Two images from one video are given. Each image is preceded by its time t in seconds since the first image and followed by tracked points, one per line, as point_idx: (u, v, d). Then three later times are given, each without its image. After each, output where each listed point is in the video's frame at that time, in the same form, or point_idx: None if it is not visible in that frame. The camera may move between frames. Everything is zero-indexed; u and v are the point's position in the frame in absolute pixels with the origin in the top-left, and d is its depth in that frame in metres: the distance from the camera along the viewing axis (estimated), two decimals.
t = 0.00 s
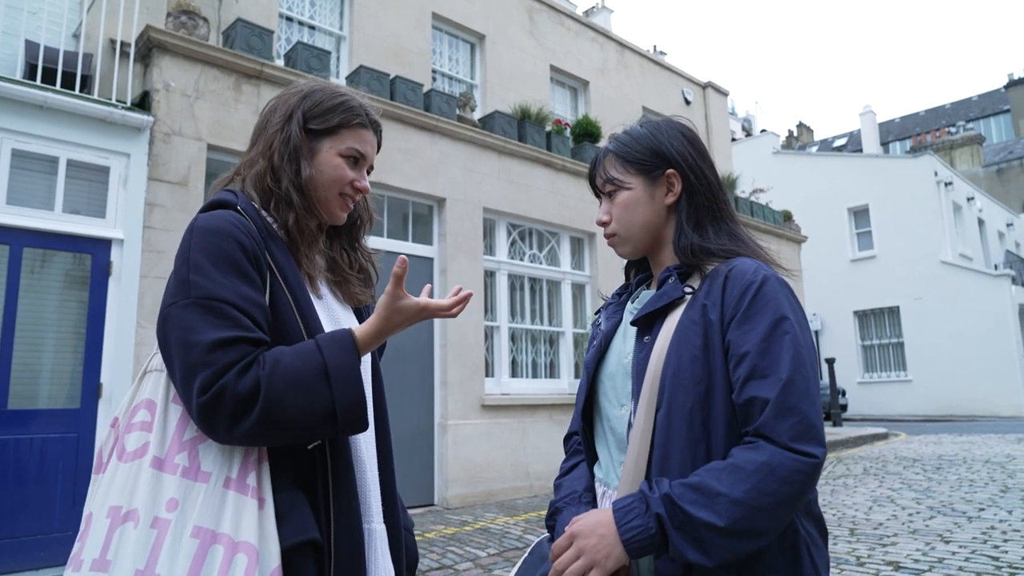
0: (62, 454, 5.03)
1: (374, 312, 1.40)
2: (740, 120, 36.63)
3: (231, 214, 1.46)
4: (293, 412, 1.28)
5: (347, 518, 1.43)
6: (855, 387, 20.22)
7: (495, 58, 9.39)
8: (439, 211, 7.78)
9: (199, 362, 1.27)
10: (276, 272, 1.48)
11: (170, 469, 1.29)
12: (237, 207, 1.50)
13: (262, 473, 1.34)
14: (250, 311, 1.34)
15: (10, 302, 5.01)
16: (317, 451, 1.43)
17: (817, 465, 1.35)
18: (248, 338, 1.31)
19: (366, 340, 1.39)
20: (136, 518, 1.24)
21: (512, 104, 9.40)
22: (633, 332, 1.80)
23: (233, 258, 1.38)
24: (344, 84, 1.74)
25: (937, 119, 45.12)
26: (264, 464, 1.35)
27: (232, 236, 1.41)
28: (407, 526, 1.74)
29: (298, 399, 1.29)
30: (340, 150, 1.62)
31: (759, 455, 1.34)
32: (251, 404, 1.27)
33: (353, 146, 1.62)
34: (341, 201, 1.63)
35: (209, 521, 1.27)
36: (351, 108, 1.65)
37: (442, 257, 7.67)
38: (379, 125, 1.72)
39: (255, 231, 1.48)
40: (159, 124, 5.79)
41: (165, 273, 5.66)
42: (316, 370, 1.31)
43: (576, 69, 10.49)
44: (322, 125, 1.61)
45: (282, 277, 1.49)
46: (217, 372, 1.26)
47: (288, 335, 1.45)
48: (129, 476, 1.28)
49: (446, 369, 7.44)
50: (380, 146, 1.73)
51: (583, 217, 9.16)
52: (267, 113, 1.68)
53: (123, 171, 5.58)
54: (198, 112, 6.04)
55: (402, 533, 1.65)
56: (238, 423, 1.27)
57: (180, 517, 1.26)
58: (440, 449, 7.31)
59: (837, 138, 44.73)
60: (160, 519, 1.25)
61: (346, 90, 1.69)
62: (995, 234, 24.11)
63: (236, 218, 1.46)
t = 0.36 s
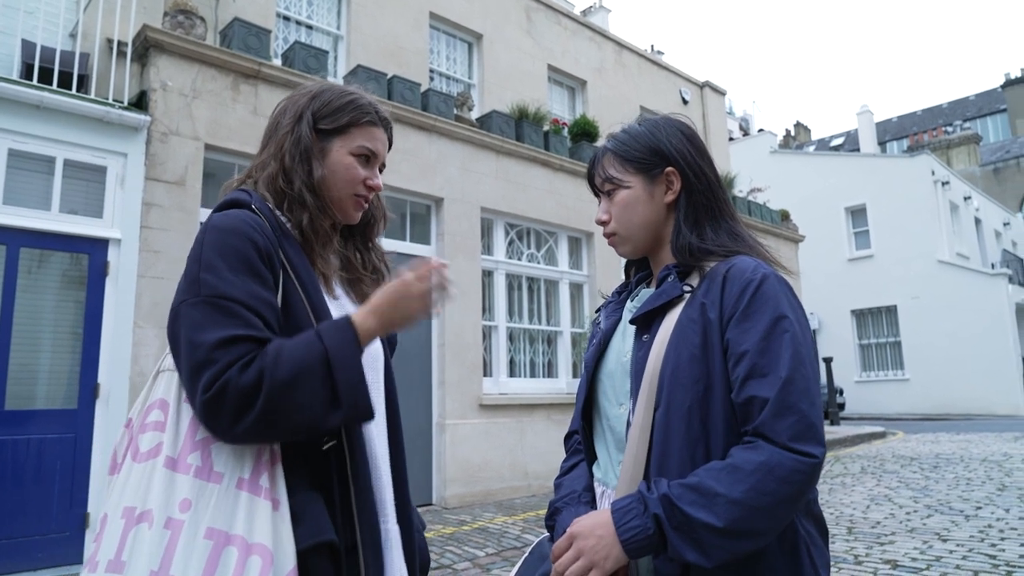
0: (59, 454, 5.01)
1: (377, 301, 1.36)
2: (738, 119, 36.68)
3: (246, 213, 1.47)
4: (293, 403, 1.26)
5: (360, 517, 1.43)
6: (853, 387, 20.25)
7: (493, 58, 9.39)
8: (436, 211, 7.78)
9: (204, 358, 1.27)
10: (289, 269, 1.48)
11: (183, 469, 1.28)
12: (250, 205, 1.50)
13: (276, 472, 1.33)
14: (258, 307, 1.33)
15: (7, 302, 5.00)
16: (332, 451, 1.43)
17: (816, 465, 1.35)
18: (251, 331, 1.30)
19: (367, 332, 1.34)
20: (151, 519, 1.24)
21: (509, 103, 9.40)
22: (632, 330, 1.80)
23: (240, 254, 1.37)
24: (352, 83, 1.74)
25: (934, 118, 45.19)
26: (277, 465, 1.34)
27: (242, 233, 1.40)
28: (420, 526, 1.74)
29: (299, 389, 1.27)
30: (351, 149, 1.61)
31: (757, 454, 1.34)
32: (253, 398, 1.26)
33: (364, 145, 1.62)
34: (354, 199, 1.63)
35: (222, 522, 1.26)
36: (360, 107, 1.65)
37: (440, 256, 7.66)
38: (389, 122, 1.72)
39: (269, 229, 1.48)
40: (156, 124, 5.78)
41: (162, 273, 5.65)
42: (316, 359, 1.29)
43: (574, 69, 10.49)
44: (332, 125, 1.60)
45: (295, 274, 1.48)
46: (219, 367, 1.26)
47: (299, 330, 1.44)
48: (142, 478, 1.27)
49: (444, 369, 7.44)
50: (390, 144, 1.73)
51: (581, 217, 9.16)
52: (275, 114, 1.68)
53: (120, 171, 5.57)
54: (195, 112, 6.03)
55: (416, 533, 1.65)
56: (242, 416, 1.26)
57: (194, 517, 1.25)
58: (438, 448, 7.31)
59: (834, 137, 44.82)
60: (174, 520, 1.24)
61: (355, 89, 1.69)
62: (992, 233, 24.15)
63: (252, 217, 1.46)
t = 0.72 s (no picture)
0: (60, 455, 5.01)
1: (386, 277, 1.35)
2: (738, 119, 36.68)
3: (260, 208, 1.48)
4: (293, 380, 1.26)
5: (374, 507, 1.43)
6: (854, 387, 20.24)
7: (493, 58, 9.39)
8: (437, 211, 7.78)
9: (211, 337, 1.28)
10: (300, 258, 1.49)
11: (197, 457, 1.27)
12: (263, 202, 1.52)
13: (291, 462, 1.34)
14: (267, 290, 1.34)
15: (9, 302, 5.01)
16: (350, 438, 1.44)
17: (817, 464, 1.35)
18: (259, 312, 1.30)
19: (375, 304, 1.35)
20: (166, 507, 1.24)
21: (510, 103, 9.40)
22: (632, 330, 1.80)
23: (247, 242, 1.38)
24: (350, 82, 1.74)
25: (935, 118, 45.17)
26: (292, 454, 1.35)
27: (252, 221, 1.42)
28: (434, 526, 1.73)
29: (305, 365, 1.26)
30: (348, 149, 1.61)
31: (759, 455, 1.34)
32: (258, 375, 1.26)
33: (361, 143, 1.61)
34: (358, 198, 1.63)
35: (237, 510, 1.25)
36: (355, 106, 1.64)
37: (440, 257, 7.66)
38: (386, 115, 1.71)
39: (282, 222, 1.50)
40: (157, 125, 5.78)
41: (163, 273, 5.65)
42: (320, 337, 1.28)
43: (574, 69, 10.50)
44: (326, 129, 1.61)
45: (307, 263, 1.49)
46: (225, 346, 1.26)
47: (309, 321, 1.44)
48: (159, 465, 1.27)
49: (446, 369, 7.44)
50: (391, 141, 1.72)
51: (582, 217, 9.16)
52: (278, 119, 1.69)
53: (122, 172, 5.57)
54: (196, 113, 6.04)
55: (429, 532, 1.65)
56: (246, 394, 1.26)
57: (208, 503, 1.25)
58: (439, 449, 7.31)
59: (835, 137, 44.81)
60: (189, 506, 1.24)
61: (348, 86, 1.68)
62: (993, 233, 24.12)
63: (264, 211, 1.47)
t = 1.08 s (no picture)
0: (60, 455, 5.01)
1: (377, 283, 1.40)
2: (738, 119, 36.70)
3: (275, 209, 1.48)
4: (294, 375, 1.27)
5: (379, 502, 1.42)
6: (854, 386, 20.23)
7: (493, 58, 9.38)
8: (437, 211, 7.78)
9: (211, 337, 1.27)
10: (311, 261, 1.49)
11: (200, 449, 1.28)
12: (278, 203, 1.53)
13: (290, 457, 1.33)
14: (272, 287, 1.34)
15: (8, 302, 5.01)
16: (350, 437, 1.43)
17: (814, 465, 1.35)
18: (260, 308, 1.30)
19: (368, 305, 1.38)
20: (169, 497, 1.24)
21: (510, 103, 9.40)
22: (630, 329, 1.80)
23: (248, 239, 1.37)
24: (355, 88, 1.74)
25: (935, 118, 45.15)
26: (293, 449, 1.34)
27: (250, 217, 1.41)
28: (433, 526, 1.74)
29: (303, 363, 1.28)
30: (349, 157, 1.60)
31: (757, 455, 1.34)
32: (256, 373, 1.26)
33: (361, 150, 1.60)
34: (365, 206, 1.62)
35: (238, 502, 1.26)
36: (356, 113, 1.64)
37: (440, 257, 7.66)
38: (391, 121, 1.69)
39: (295, 224, 1.50)
40: (157, 125, 5.78)
41: (163, 273, 5.65)
42: (318, 334, 1.30)
43: (574, 69, 10.50)
44: (327, 139, 1.61)
45: (318, 267, 1.50)
46: (225, 343, 1.26)
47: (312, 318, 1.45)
48: (163, 457, 1.28)
49: (446, 369, 7.44)
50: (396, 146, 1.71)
51: (582, 217, 9.16)
52: (289, 120, 1.71)
53: (122, 171, 5.57)
54: (196, 113, 6.04)
55: (429, 537, 1.64)
56: (243, 391, 1.26)
57: (211, 495, 1.25)
58: (440, 449, 7.31)
59: (835, 136, 44.87)
60: (191, 498, 1.24)
61: (349, 93, 1.68)
62: (993, 232, 24.12)
63: (279, 212, 1.47)
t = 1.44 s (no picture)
0: (59, 456, 5.01)
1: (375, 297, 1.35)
2: (737, 117, 36.74)
3: (275, 216, 1.47)
4: (280, 389, 1.27)
5: (361, 511, 1.42)
6: (854, 385, 20.25)
7: (492, 58, 9.38)
8: (436, 210, 7.77)
9: (202, 344, 1.29)
10: (309, 269, 1.49)
11: (188, 452, 1.29)
12: (280, 211, 1.51)
13: (275, 463, 1.33)
14: (268, 300, 1.34)
15: (7, 303, 5.00)
16: (337, 446, 1.43)
17: (811, 463, 1.35)
18: (252, 321, 1.30)
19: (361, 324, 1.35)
20: (155, 497, 1.25)
21: (509, 103, 9.40)
22: (627, 328, 1.80)
23: (244, 248, 1.37)
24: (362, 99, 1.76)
25: (934, 116, 45.16)
26: (278, 456, 1.34)
27: (249, 228, 1.41)
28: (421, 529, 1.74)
29: (288, 378, 1.27)
30: (353, 163, 1.61)
31: (754, 454, 1.35)
32: (242, 384, 1.26)
33: (366, 156, 1.61)
34: (366, 212, 1.62)
35: (219, 505, 1.26)
36: (364, 120, 1.65)
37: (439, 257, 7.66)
38: (395, 130, 1.70)
39: (298, 234, 1.49)
40: (156, 125, 5.78)
41: (162, 274, 5.65)
42: (306, 350, 1.29)
43: (573, 68, 10.50)
44: (332, 144, 1.62)
45: (314, 275, 1.49)
46: (215, 352, 1.27)
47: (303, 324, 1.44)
48: (154, 456, 1.29)
49: (445, 369, 7.44)
50: (400, 155, 1.71)
51: (580, 216, 9.16)
52: (297, 128, 1.72)
53: (120, 172, 5.56)
54: (194, 113, 6.03)
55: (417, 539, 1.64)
56: (229, 403, 1.26)
57: (193, 497, 1.26)
58: (439, 448, 7.31)
59: (834, 135, 44.87)
60: (174, 499, 1.25)
61: (356, 103, 1.69)
62: (992, 230, 24.13)
63: (280, 220, 1.46)
